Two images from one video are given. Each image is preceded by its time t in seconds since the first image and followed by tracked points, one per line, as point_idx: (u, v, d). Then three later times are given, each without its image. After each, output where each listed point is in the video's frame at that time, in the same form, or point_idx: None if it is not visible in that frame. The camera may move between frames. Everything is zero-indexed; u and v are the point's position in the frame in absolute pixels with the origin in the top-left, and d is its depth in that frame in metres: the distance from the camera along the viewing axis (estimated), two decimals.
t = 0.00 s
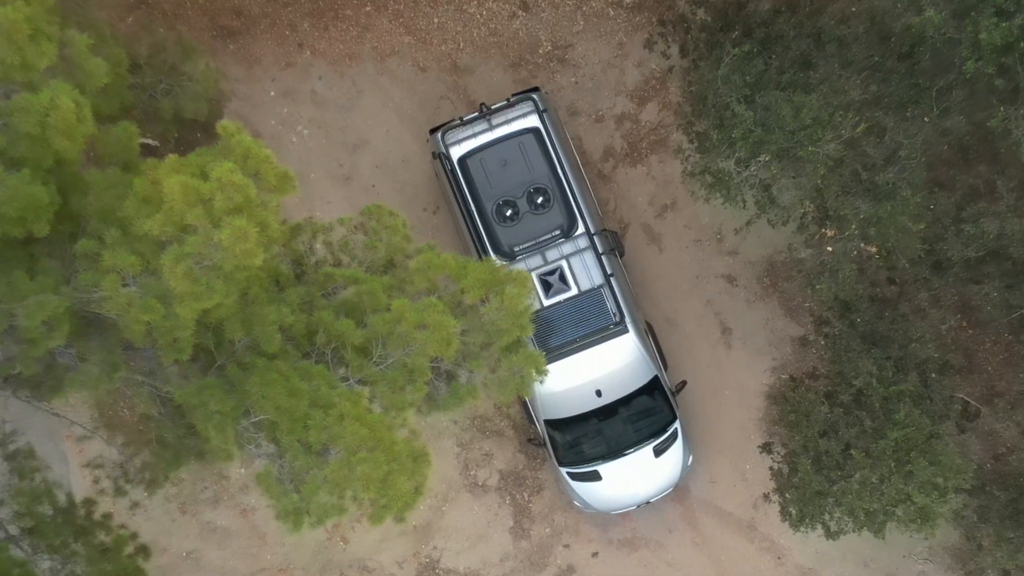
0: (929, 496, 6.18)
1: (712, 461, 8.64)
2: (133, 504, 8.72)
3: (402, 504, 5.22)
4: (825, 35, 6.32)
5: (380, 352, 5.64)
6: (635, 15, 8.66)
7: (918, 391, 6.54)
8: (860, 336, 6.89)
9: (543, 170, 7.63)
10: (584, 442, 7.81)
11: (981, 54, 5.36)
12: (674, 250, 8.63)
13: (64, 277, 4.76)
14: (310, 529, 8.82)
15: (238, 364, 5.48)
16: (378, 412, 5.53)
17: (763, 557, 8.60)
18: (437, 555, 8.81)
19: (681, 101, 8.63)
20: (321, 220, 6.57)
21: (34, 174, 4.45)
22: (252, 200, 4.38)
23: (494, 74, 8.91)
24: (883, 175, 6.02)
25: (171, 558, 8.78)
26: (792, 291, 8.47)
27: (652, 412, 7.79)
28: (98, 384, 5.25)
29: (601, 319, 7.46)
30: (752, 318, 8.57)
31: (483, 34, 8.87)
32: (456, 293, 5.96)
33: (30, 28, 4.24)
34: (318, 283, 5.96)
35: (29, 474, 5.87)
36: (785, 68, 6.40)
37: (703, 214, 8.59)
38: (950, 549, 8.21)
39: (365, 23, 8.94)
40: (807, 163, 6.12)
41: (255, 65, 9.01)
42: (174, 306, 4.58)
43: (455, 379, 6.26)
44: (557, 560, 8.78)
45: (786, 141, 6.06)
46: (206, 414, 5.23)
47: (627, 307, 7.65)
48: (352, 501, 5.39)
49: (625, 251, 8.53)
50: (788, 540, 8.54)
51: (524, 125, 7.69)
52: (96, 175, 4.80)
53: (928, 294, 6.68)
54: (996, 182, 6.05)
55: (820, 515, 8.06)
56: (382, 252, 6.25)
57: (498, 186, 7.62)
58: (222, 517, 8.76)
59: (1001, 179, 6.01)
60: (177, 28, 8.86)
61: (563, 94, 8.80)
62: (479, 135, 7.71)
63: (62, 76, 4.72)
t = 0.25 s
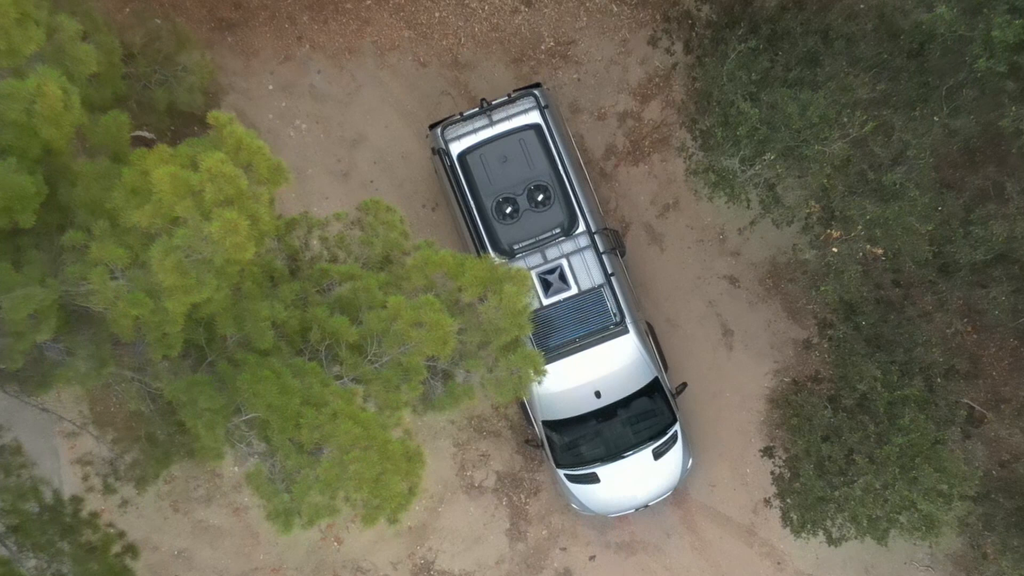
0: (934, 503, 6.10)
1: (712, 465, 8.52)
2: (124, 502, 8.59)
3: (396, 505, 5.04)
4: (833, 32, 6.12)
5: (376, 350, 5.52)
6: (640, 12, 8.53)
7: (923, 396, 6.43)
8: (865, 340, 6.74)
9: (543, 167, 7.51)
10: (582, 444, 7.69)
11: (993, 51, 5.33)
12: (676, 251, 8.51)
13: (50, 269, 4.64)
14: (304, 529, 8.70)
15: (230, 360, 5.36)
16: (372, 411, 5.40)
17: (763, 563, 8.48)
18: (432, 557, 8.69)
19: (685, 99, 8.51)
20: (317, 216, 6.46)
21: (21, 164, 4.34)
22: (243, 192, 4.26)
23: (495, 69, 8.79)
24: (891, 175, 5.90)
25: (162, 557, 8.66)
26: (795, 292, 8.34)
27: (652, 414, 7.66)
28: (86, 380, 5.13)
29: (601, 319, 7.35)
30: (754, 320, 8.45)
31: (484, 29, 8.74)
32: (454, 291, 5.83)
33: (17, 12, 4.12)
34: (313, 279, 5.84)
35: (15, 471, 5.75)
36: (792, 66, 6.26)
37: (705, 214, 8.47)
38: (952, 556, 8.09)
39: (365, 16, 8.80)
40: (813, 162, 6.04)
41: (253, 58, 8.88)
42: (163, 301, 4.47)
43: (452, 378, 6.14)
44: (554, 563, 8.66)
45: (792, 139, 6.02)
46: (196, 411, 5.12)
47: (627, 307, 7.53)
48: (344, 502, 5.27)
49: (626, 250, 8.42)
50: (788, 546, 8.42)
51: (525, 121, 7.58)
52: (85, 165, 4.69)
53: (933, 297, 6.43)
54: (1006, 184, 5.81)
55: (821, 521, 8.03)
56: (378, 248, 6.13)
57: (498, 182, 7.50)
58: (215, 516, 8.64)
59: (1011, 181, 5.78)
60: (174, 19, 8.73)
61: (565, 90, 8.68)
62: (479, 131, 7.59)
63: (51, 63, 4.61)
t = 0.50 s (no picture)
0: (940, 512, 5.97)
1: (712, 469, 8.38)
2: (115, 500, 8.47)
3: (389, 507, 4.90)
4: (841, 29, 5.98)
5: (370, 349, 5.39)
6: (644, 8, 8.40)
7: (929, 402, 6.30)
8: (870, 344, 6.60)
9: (545, 164, 7.38)
10: (581, 447, 7.56)
11: (1007, 49, 5.22)
12: (678, 251, 8.38)
13: (35, 262, 4.51)
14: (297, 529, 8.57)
15: (220, 357, 5.23)
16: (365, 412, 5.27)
17: (762, 569, 8.35)
18: (427, 559, 8.56)
19: (689, 97, 8.38)
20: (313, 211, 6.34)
21: (5, 152, 4.22)
22: (232, 184, 4.16)
23: (497, 65, 8.66)
24: (899, 175, 5.80)
25: (153, 556, 8.53)
26: (798, 295, 8.21)
27: (652, 417, 7.53)
28: (72, 376, 5.01)
29: (601, 320, 7.22)
30: (756, 323, 8.31)
31: (486, 24, 8.60)
32: (451, 288, 5.69)
33: None
34: (308, 275, 5.72)
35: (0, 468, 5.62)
36: (799, 63, 6.12)
37: (708, 214, 8.34)
38: (956, 565, 7.94)
39: (365, 9, 8.67)
40: (820, 161, 5.92)
41: (251, 51, 8.75)
42: (150, 296, 4.35)
43: (449, 378, 6.01)
44: (551, 567, 8.53)
45: (799, 138, 5.90)
46: (185, 409, 4.99)
47: (628, 308, 7.40)
48: (336, 504, 5.13)
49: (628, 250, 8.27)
50: (789, 552, 8.29)
51: (526, 118, 7.44)
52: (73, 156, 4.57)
53: (941, 301, 6.32)
54: (1018, 186, 5.69)
55: (823, 529, 7.93)
56: (375, 245, 6.01)
57: (498, 179, 7.37)
58: (207, 515, 8.51)
59: None
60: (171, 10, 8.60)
61: (567, 87, 8.55)
62: (479, 127, 7.46)
63: (38, 50, 4.49)
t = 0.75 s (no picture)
0: (947, 521, 5.80)
1: (713, 473, 8.25)
2: (106, 498, 8.33)
3: (382, 511, 4.76)
4: (852, 25, 5.83)
5: (364, 347, 5.25)
6: (649, 5, 8.26)
7: (936, 408, 6.14)
8: (876, 348, 6.47)
9: (546, 161, 7.24)
10: (579, 449, 7.43)
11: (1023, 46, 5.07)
12: (680, 251, 8.25)
13: (19, 254, 4.37)
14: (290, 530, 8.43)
15: (210, 354, 5.10)
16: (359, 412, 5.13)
17: None
18: (422, 562, 8.42)
19: (693, 95, 8.24)
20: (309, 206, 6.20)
21: None
22: (222, 175, 4.06)
23: (498, 61, 8.52)
24: (910, 176, 5.64)
25: (144, 555, 8.39)
26: (803, 297, 8.08)
27: (652, 420, 7.40)
28: (58, 371, 4.87)
29: (601, 320, 7.08)
30: (759, 325, 8.18)
31: (488, 19, 8.47)
32: (448, 286, 5.54)
33: None
34: (302, 271, 5.59)
35: None
36: (807, 60, 5.98)
37: (712, 214, 8.20)
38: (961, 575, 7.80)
39: (366, 2, 8.53)
40: (829, 161, 5.76)
41: (249, 43, 8.62)
42: (137, 290, 4.23)
43: (445, 378, 5.87)
44: (547, 571, 8.39)
45: (807, 136, 5.71)
46: (173, 408, 4.85)
47: (630, 309, 7.26)
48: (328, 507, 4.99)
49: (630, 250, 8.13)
50: (790, 558, 8.15)
51: (528, 114, 7.31)
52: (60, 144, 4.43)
53: (950, 305, 6.23)
54: None
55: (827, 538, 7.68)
56: (372, 241, 5.88)
57: (499, 176, 7.23)
58: (199, 514, 8.37)
59: None
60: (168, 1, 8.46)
61: (570, 84, 8.41)
62: (479, 122, 7.32)
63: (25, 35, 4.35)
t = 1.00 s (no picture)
0: (954, 530, 5.65)
1: (714, 477, 8.10)
2: (96, 495, 8.18)
3: (373, 515, 4.63)
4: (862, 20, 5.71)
5: (358, 344, 5.11)
6: None
7: (944, 413, 5.98)
8: (882, 352, 6.33)
9: (547, 157, 7.10)
10: (578, 451, 7.28)
11: None
12: (683, 251, 8.10)
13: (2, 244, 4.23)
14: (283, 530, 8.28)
15: (199, 350, 4.95)
16: (351, 411, 4.99)
17: None
18: (417, 564, 8.28)
19: (698, 93, 8.10)
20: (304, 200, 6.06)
21: None
22: (211, 164, 3.95)
23: (500, 55, 8.38)
24: (920, 176, 5.52)
25: (134, 554, 8.25)
26: (807, 299, 7.94)
27: (653, 423, 7.26)
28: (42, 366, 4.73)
29: (602, 320, 6.94)
30: (762, 328, 8.04)
31: (490, 13, 8.33)
32: (445, 283, 5.39)
33: None
34: (296, 266, 5.45)
35: None
36: (816, 57, 5.83)
37: (715, 214, 8.06)
38: None
39: None
40: (837, 159, 5.60)
41: (247, 35, 8.48)
42: (122, 282, 4.09)
43: (442, 378, 5.73)
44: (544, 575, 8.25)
45: (815, 133, 5.54)
46: (160, 405, 4.71)
47: (631, 309, 7.11)
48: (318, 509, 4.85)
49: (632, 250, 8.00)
50: (791, 564, 8.01)
51: (530, 109, 7.16)
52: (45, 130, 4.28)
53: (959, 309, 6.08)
54: None
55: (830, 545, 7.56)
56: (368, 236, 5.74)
57: (499, 172, 7.09)
58: (190, 513, 8.23)
59: None
60: None
61: (573, 80, 8.26)
62: (480, 117, 7.18)
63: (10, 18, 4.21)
